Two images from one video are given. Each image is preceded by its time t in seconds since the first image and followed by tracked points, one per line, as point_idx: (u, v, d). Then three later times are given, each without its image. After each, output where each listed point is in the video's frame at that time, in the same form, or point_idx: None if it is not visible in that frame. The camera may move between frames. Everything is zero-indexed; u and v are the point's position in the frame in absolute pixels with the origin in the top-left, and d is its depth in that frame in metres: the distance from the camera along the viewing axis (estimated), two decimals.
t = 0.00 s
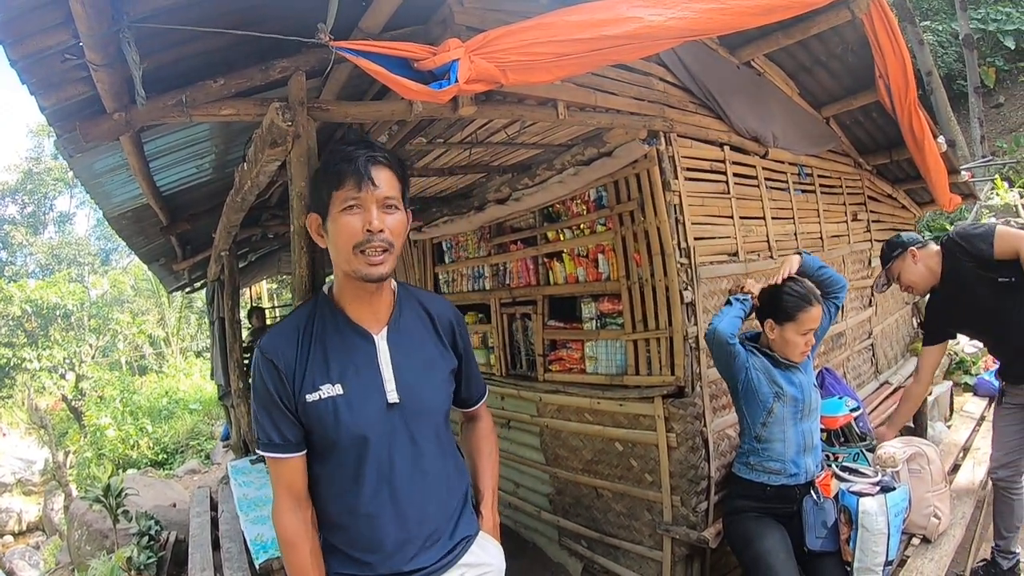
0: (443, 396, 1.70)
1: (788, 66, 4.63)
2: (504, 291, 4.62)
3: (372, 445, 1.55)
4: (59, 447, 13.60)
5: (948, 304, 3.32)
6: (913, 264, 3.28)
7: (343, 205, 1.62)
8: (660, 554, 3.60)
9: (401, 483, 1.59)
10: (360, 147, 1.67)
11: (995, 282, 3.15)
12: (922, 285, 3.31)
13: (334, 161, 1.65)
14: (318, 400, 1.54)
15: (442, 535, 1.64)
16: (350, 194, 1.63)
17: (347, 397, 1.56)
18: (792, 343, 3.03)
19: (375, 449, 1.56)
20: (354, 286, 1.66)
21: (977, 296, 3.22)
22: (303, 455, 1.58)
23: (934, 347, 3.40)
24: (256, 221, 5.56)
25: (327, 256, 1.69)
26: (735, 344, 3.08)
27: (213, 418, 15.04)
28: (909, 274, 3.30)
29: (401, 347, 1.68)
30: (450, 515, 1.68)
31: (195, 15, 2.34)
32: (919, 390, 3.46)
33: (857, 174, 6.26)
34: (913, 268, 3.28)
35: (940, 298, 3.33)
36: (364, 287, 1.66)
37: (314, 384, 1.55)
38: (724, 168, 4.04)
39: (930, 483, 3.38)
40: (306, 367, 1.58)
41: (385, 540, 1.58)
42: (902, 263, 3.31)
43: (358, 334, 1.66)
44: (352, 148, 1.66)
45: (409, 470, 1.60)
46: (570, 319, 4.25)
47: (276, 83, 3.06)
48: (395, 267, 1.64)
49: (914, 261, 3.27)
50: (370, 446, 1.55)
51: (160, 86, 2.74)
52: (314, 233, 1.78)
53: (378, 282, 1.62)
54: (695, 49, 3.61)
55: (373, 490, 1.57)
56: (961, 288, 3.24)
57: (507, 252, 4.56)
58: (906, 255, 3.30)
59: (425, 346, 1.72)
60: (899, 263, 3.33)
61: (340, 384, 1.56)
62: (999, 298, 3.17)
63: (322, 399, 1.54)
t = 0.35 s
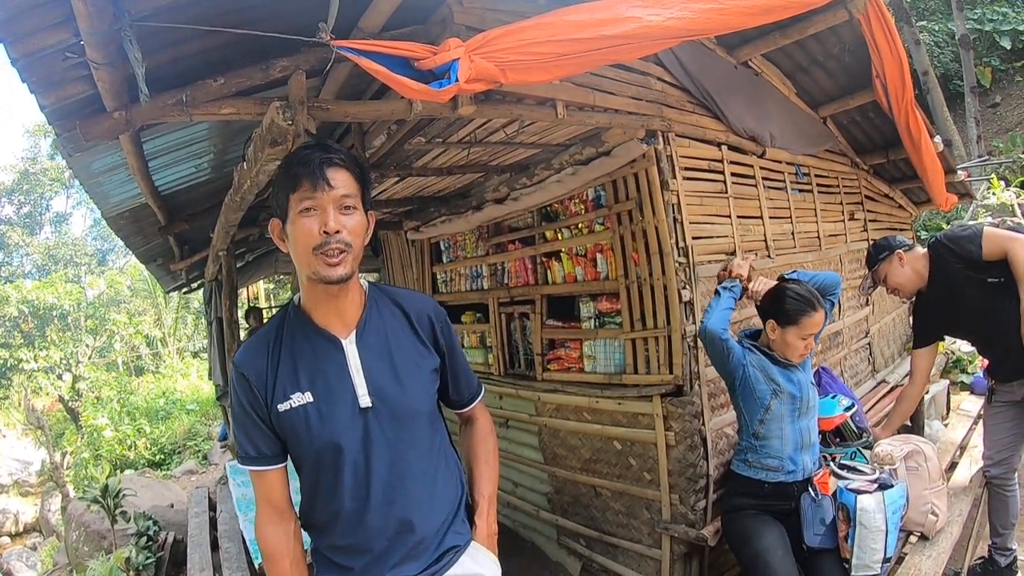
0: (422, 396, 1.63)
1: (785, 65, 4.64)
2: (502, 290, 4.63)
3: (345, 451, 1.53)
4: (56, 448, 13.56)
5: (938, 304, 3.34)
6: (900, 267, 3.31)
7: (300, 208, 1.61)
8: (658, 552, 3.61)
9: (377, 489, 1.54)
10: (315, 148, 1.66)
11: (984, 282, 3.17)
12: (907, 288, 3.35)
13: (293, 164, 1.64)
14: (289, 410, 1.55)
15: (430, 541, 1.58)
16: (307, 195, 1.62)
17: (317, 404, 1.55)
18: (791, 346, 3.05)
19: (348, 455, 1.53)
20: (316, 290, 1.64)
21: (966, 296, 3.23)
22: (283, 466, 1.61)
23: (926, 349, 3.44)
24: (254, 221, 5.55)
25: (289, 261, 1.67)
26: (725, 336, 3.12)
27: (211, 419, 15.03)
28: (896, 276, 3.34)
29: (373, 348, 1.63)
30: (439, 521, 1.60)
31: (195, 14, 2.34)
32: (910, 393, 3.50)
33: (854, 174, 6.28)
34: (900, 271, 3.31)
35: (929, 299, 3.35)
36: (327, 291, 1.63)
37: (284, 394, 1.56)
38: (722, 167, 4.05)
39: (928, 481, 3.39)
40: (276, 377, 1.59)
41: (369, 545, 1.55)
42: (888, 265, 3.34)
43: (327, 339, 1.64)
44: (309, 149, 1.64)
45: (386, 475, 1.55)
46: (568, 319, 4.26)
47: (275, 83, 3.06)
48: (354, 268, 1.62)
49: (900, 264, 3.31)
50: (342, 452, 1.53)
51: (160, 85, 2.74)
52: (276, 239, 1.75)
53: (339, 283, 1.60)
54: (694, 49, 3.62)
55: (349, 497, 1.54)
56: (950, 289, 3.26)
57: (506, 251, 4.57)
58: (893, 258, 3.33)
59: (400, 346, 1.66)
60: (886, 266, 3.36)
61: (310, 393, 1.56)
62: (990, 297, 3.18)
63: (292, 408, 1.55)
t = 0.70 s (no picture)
0: (420, 396, 1.62)
1: (789, 65, 4.64)
2: (506, 288, 4.64)
3: (342, 452, 1.53)
4: (59, 445, 13.58)
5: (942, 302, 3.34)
6: (903, 265, 3.29)
7: (315, 206, 1.61)
8: (661, 551, 3.61)
9: (373, 489, 1.54)
10: (334, 152, 1.67)
11: (987, 282, 3.16)
12: (908, 285, 3.34)
13: (310, 163, 1.65)
14: (286, 409, 1.55)
15: (427, 544, 1.57)
16: (323, 196, 1.62)
17: (314, 404, 1.55)
18: (799, 346, 3.06)
19: (345, 456, 1.53)
20: (317, 286, 1.64)
21: (969, 295, 3.23)
22: (280, 464, 1.61)
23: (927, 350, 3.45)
24: (258, 218, 5.56)
25: (293, 255, 1.67)
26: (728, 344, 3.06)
27: (213, 417, 15.06)
28: (898, 274, 3.32)
29: (369, 348, 1.63)
30: (436, 523, 1.59)
31: (202, 11, 2.34)
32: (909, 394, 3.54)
33: (858, 173, 6.28)
34: (902, 268, 3.29)
35: (932, 296, 3.36)
36: (328, 289, 1.63)
37: (281, 392, 1.56)
38: (726, 166, 4.05)
39: (930, 479, 3.40)
40: (274, 376, 1.59)
41: (365, 546, 1.55)
42: (890, 263, 3.32)
43: (325, 339, 1.63)
44: (330, 153, 1.66)
45: (382, 476, 1.55)
46: (571, 317, 4.26)
47: (281, 80, 3.07)
48: (359, 269, 1.64)
49: (903, 261, 3.28)
50: (339, 453, 1.53)
51: (166, 82, 2.74)
52: (281, 231, 1.75)
53: (342, 281, 1.61)
54: (698, 48, 3.62)
55: (345, 498, 1.54)
56: (954, 287, 3.26)
57: (509, 250, 4.57)
58: (895, 255, 3.31)
59: (398, 346, 1.65)
60: (888, 263, 3.34)
61: (307, 392, 1.56)
62: (993, 297, 3.17)
63: (289, 407, 1.55)
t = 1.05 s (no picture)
0: (428, 395, 1.65)
1: (796, 66, 4.63)
2: (512, 289, 4.65)
3: (355, 449, 1.53)
4: (64, 442, 13.65)
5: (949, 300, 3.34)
6: (911, 257, 3.31)
7: (332, 207, 1.62)
8: (666, 551, 3.61)
9: (385, 487, 1.55)
10: (352, 154, 1.68)
11: (988, 287, 3.16)
12: (916, 279, 3.34)
13: (327, 164, 1.66)
14: (298, 407, 1.55)
15: (438, 541, 1.57)
16: (341, 197, 1.63)
17: (326, 403, 1.55)
18: (807, 348, 3.05)
19: (358, 453, 1.54)
20: (331, 286, 1.64)
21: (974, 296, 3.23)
22: (290, 463, 1.61)
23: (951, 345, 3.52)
24: (264, 217, 5.58)
25: (306, 255, 1.68)
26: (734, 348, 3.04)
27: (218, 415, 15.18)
28: (906, 266, 3.33)
29: (380, 348, 1.65)
30: (446, 520, 1.60)
31: (211, 11, 2.36)
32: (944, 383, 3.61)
33: (864, 175, 6.26)
34: (909, 261, 3.30)
35: (940, 293, 3.35)
36: (341, 290, 1.64)
37: (293, 391, 1.56)
38: (733, 167, 4.05)
39: (935, 482, 3.40)
40: (285, 375, 1.59)
41: (377, 544, 1.55)
42: (898, 256, 3.34)
43: (335, 339, 1.64)
44: (348, 155, 1.66)
45: (394, 474, 1.56)
46: (577, 318, 4.27)
47: (288, 81, 3.08)
48: (373, 271, 1.65)
49: (910, 254, 3.29)
50: (352, 450, 1.53)
51: (175, 82, 2.76)
52: (294, 231, 1.75)
53: (356, 282, 1.62)
54: (705, 49, 3.62)
55: (358, 496, 1.54)
56: (958, 288, 3.27)
57: (515, 250, 4.58)
58: (904, 248, 3.32)
59: (406, 346, 1.68)
60: (896, 255, 3.35)
61: (319, 390, 1.57)
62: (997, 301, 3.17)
63: (301, 405, 1.55)
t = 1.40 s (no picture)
0: (437, 397, 1.67)
1: (801, 68, 4.62)
2: (517, 290, 4.66)
3: (365, 449, 1.54)
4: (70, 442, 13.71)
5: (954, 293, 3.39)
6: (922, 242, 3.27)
7: (341, 210, 1.63)
8: (670, 553, 3.61)
9: (395, 488, 1.56)
10: (360, 157, 1.70)
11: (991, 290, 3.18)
12: (926, 265, 3.32)
13: (336, 166, 1.67)
14: (309, 408, 1.56)
15: (445, 542, 1.59)
16: (350, 200, 1.64)
17: (338, 403, 1.56)
18: (812, 351, 3.05)
19: (368, 453, 1.55)
20: (341, 288, 1.66)
21: (978, 293, 3.26)
22: (299, 465, 1.62)
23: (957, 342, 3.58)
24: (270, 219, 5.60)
25: (316, 258, 1.69)
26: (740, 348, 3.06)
27: (223, 416, 15.49)
28: (917, 250, 3.29)
29: (390, 349, 1.67)
30: (453, 520, 1.62)
31: (218, 14, 2.37)
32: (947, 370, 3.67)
33: (870, 177, 6.25)
34: (920, 245, 3.27)
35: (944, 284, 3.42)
36: (351, 292, 1.66)
37: (304, 392, 1.57)
38: (738, 169, 4.05)
39: (940, 485, 3.39)
40: (297, 375, 1.60)
41: (386, 545, 1.56)
42: (911, 239, 3.30)
43: (346, 340, 1.66)
44: (356, 158, 1.67)
45: (404, 474, 1.57)
46: (583, 320, 4.27)
47: (295, 83, 3.10)
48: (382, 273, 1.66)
49: (923, 239, 3.25)
50: (362, 450, 1.54)
51: (182, 84, 2.78)
52: (303, 233, 1.76)
53: (366, 284, 1.63)
54: (710, 52, 3.63)
55: (368, 496, 1.55)
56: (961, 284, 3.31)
57: (521, 252, 4.59)
58: (919, 233, 3.26)
59: (415, 348, 1.70)
60: (908, 237, 3.31)
61: (330, 391, 1.58)
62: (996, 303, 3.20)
63: (312, 406, 1.56)
